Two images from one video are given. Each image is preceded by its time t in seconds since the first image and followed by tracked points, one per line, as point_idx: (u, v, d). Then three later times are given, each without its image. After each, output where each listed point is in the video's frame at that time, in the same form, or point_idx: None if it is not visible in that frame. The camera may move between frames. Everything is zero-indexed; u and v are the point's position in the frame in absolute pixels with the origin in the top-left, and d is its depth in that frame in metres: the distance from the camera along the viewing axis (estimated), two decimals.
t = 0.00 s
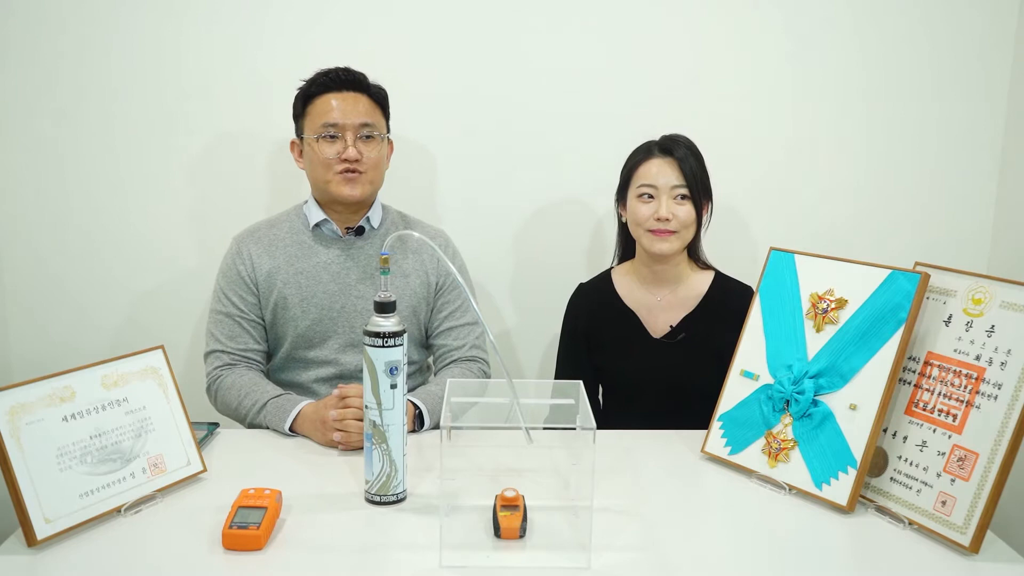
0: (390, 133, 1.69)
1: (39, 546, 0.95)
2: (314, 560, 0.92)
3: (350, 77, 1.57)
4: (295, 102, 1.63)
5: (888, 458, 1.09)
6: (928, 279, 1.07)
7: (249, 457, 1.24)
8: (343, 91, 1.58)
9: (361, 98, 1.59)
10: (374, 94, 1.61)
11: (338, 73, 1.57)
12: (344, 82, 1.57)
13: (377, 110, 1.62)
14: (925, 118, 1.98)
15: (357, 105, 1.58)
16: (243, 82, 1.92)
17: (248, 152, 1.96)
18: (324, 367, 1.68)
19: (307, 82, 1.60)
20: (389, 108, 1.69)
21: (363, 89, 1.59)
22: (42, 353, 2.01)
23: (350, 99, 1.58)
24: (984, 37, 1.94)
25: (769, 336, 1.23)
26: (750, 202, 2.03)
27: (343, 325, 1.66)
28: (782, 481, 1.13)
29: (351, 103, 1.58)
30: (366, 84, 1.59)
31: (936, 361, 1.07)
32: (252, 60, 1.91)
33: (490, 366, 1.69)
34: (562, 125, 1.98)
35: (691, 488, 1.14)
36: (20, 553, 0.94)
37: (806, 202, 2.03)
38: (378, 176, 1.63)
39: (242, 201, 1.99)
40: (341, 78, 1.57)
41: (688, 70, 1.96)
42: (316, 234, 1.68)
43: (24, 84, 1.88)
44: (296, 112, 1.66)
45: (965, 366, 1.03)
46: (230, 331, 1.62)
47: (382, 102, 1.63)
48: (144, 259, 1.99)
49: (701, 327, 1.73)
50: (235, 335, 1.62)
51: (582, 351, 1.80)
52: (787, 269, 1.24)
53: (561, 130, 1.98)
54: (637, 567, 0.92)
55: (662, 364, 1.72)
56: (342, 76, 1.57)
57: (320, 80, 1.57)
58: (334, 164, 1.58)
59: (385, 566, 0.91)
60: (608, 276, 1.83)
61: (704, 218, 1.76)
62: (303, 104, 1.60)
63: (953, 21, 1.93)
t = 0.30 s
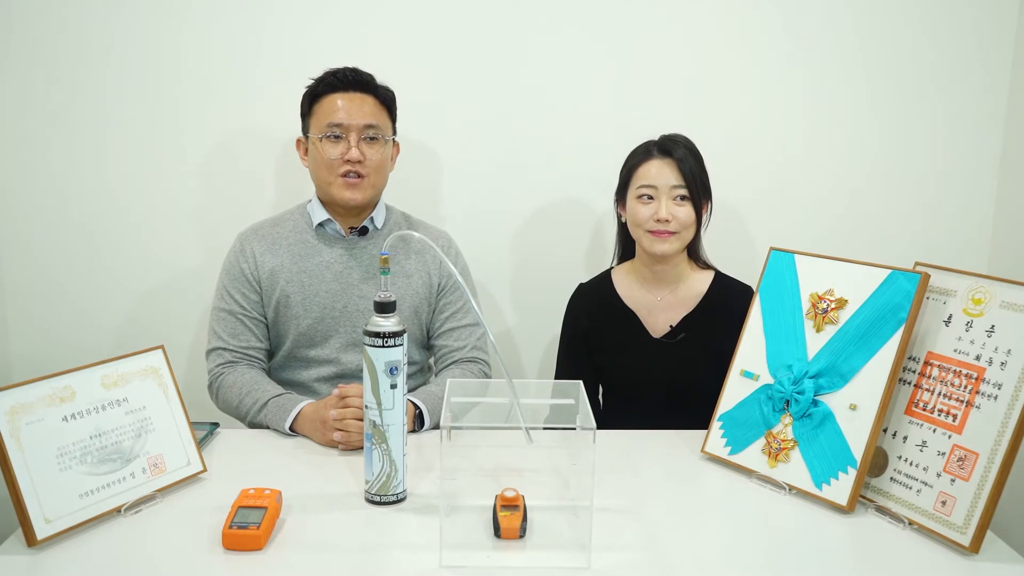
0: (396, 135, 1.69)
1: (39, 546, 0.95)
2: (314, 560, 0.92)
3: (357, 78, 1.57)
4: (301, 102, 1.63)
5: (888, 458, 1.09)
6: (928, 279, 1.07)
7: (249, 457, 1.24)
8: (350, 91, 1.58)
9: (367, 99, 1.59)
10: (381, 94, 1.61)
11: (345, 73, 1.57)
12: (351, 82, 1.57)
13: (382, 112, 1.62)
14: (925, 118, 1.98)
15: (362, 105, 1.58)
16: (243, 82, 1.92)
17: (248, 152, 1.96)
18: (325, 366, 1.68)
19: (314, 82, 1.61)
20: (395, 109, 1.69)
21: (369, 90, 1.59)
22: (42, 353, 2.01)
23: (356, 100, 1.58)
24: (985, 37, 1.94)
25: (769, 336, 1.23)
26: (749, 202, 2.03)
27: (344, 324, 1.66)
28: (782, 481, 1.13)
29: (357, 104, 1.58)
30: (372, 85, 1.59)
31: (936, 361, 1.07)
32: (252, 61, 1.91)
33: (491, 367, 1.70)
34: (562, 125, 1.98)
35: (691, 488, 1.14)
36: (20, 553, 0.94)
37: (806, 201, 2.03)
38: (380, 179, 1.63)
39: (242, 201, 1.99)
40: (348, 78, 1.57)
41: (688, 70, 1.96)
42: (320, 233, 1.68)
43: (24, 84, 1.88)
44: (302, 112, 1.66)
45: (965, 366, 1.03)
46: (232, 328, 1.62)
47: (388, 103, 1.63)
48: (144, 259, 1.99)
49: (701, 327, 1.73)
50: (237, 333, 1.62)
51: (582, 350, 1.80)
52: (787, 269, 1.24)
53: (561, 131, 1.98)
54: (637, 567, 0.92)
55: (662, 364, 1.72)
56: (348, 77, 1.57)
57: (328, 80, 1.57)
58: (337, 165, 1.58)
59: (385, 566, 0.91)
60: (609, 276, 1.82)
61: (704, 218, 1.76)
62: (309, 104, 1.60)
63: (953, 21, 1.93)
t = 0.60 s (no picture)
0: (397, 135, 1.69)
1: (39, 546, 0.95)
2: (314, 560, 0.92)
3: (358, 78, 1.57)
4: (302, 102, 1.63)
5: (888, 458, 1.09)
6: (928, 279, 1.07)
7: (249, 457, 1.24)
8: (351, 91, 1.58)
9: (368, 99, 1.59)
10: (381, 94, 1.61)
11: (346, 73, 1.56)
12: (352, 83, 1.57)
13: (384, 112, 1.62)
14: (925, 118, 1.98)
15: (363, 106, 1.58)
16: (244, 82, 1.92)
17: (248, 152, 1.96)
18: (325, 365, 1.68)
19: (314, 82, 1.60)
20: (395, 109, 1.69)
21: (370, 89, 1.59)
22: (42, 353, 2.01)
23: (357, 100, 1.58)
24: (985, 37, 1.94)
25: (769, 336, 1.23)
26: (749, 202, 2.03)
27: (345, 323, 1.66)
28: (782, 481, 1.13)
29: (358, 104, 1.58)
30: (373, 84, 1.59)
31: (936, 361, 1.07)
32: (252, 61, 1.91)
33: (491, 367, 1.70)
34: (562, 125, 1.98)
35: (691, 488, 1.14)
36: (20, 553, 0.94)
37: (806, 201, 2.03)
38: (382, 179, 1.63)
39: (242, 201, 1.99)
40: (349, 78, 1.57)
41: (688, 70, 1.96)
42: (321, 233, 1.68)
43: (26, 84, 1.88)
44: (303, 112, 1.66)
45: (965, 366, 1.03)
46: (232, 327, 1.62)
47: (389, 103, 1.63)
48: (144, 259, 1.99)
49: (701, 327, 1.73)
50: (237, 332, 1.62)
51: (582, 350, 1.80)
52: (787, 269, 1.24)
53: (561, 131, 1.98)
54: (637, 567, 0.92)
55: (662, 364, 1.72)
56: (349, 77, 1.57)
57: (329, 80, 1.57)
58: (339, 166, 1.58)
59: (385, 566, 0.91)
60: (609, 276, 1.82)
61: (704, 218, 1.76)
62: (310, 104, 1.60)
63: (953, 21, 1.93)
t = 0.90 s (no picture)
0: (396, 136, 1.69)
1: (39, 546, 0.95)
2: (315, 560, 0.92)
3: (357, 78, 1.57)
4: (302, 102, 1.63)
5: (888, 458, 1.09)
6: (928, 279, 1.07)
7: (250, 457, 1.24)
8: (350, 91, 1.58)
9: (368, 99, 1.59)
10: (381, 94, 1.61)
11: (345, 73, 1.56)
12: (351, 83, 1.57)
13: (383, 112, 1.61)
14: (926, 118, 1.98)
15: (362, 106, 1.58)
16: (244, 82, 1.92)
17: (248, 152, 1.96)
18: (325, 365, 1.68)
19: (314, 82, 1.61)
20: (395, 109, 1.69)
21: (369, 90, 1.59)
22: (42, 353, 2.01)
23: (356, 100, 1.58)
24: (985, 37, 1.94)
25: (769, 336, 1.23)
26: (749, 202, 2.03)
27: (345, 323, 1.66)
28: (782, 481, 1.13)
29: (357, 104, 1.58)
30: (372, 85, 1.59)
31: (936, 361, 1.07)
32: (252, 60, 1.91)
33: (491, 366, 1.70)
34: (562, 125, 1.98)
35: (691, 488, 1.14)
36: (20, 553, 0.94)
37: (806, 202, 2.03)
38: (380, 180, 1.63)
39: (242, 201, 1.99)
40: (348, 78, 1.57)
41: (687, 70, 1.96)
42: (321, 233, 1.68)
43: (26, 84, 1.88)
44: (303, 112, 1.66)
45: (965, 366, 1.03)
46: (232, 327, 1.62)
47: (389, 104, 1.63)
48: (144, 259, 1.99)
49: (701, 327, 1.73)
50: (237, 332, 1.62)
51: (582, 350, 1.80)
52: (787, 269, 1.24)
53: (561, 131, 1.98)
54: (638, 567, 0.92)
55: (662, 364, 1.72)
56: (348, 77, 1.57)
57: (328, 80, 1.57)
58: (336, 166, 1.58)
59: (385, 566, 0.91)
60: (609, 276, 1.82)
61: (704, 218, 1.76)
62: (310, 103, 1.60)
63: (953, 20, 1.93)
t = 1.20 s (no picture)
0: (396, 136, 1.68)
1: (39, 546, 0.95)
2: (315, 560, 0.92)
3: (357, 78, 1.57)
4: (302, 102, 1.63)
5: (888, 458, 1.09)
6: (928, 279, 1.07)
7: (250, 457, 1.24)
8: (350, 91, 1.58)
9: (367, 100, 1.59)
10: (381, 95, 1.61)
11: (345, 74, 1.56)
12: (351, 83, 1.57)
13: (383, 113, 1.61)
14: (925, 118, 1.98)
15: (362, 107, 1.58)
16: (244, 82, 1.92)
17: (248, 152, 1.96)
18: (325, 365, 1.68)
19: (314, 81, 1.61)
20: (396, 109, 1.69)
21: (369, 90, 1.59)
22: (42, 353, 2.01)
23: (356, 101, 1.58)
24: (985, 37, 1.94)
25: (769, 336, 1.23)
26: (749, 203, 2.03)
27: (345, 323, 1.66)
28: (782, 481, 1.13)
29: (356, 105, 1.57)
30: (372, 85, 1.59)
31: (936, 361, 1.07)
32: (252, 60, 1.91)
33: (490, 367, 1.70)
34: (562, 125, 1.98)
35: (691, 488, 1.14)
36: (20, 553, 0.94)
37: (806, 201, 2.03)
38: (380, 180, 1.63)
39: (242, 201, 1.99)
40: (348, 79, 1.57)
41: (688, 70, 1.96)
42: (321, 233, 1.68)
43: (26, 84, 1.88)
44: (303, 111, 1.66)
45: (965, 366, 1.03)
46: (232, 327, 1.62)
47: (389, 104, 1.63)
48: (144, 259, 1.99)
49: (701, 327, 1.73)
50: (237, 332, 1.62)
51: (582, 350, 1.80)
52: (787, 269, 1.24)
53: (561, 131, 1.98)
54: (638, 567, 0.92)
55: (662, 364, 1.72)
56: (348, 78, 1.57)
57: (328, 80, 1.57)
58: (336, 167, 1.58)
59: (385, 566, 0.91)
60: (609, 276, 1.82)
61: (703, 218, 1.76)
62: (310, 104, 1.60)
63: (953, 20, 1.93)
